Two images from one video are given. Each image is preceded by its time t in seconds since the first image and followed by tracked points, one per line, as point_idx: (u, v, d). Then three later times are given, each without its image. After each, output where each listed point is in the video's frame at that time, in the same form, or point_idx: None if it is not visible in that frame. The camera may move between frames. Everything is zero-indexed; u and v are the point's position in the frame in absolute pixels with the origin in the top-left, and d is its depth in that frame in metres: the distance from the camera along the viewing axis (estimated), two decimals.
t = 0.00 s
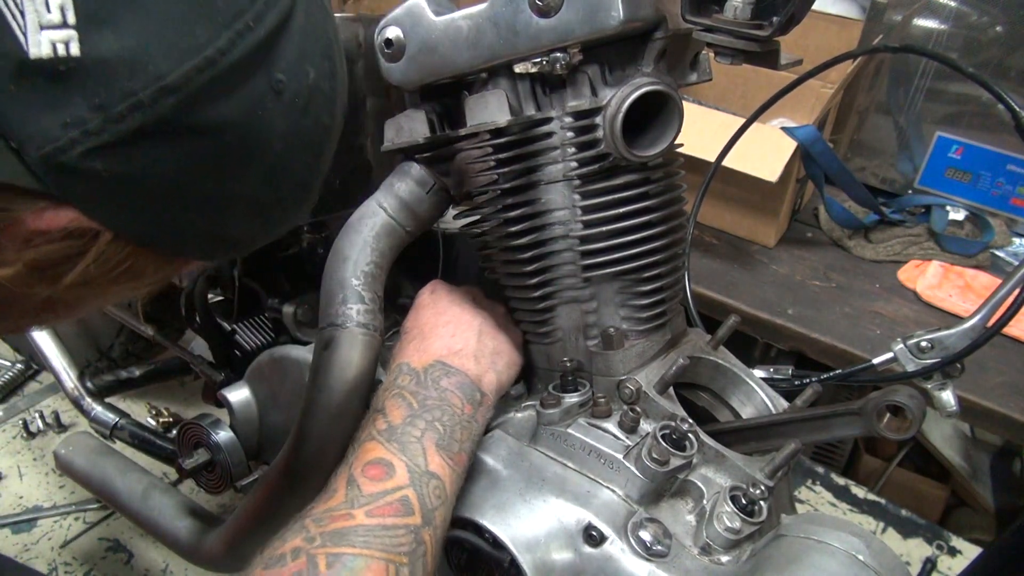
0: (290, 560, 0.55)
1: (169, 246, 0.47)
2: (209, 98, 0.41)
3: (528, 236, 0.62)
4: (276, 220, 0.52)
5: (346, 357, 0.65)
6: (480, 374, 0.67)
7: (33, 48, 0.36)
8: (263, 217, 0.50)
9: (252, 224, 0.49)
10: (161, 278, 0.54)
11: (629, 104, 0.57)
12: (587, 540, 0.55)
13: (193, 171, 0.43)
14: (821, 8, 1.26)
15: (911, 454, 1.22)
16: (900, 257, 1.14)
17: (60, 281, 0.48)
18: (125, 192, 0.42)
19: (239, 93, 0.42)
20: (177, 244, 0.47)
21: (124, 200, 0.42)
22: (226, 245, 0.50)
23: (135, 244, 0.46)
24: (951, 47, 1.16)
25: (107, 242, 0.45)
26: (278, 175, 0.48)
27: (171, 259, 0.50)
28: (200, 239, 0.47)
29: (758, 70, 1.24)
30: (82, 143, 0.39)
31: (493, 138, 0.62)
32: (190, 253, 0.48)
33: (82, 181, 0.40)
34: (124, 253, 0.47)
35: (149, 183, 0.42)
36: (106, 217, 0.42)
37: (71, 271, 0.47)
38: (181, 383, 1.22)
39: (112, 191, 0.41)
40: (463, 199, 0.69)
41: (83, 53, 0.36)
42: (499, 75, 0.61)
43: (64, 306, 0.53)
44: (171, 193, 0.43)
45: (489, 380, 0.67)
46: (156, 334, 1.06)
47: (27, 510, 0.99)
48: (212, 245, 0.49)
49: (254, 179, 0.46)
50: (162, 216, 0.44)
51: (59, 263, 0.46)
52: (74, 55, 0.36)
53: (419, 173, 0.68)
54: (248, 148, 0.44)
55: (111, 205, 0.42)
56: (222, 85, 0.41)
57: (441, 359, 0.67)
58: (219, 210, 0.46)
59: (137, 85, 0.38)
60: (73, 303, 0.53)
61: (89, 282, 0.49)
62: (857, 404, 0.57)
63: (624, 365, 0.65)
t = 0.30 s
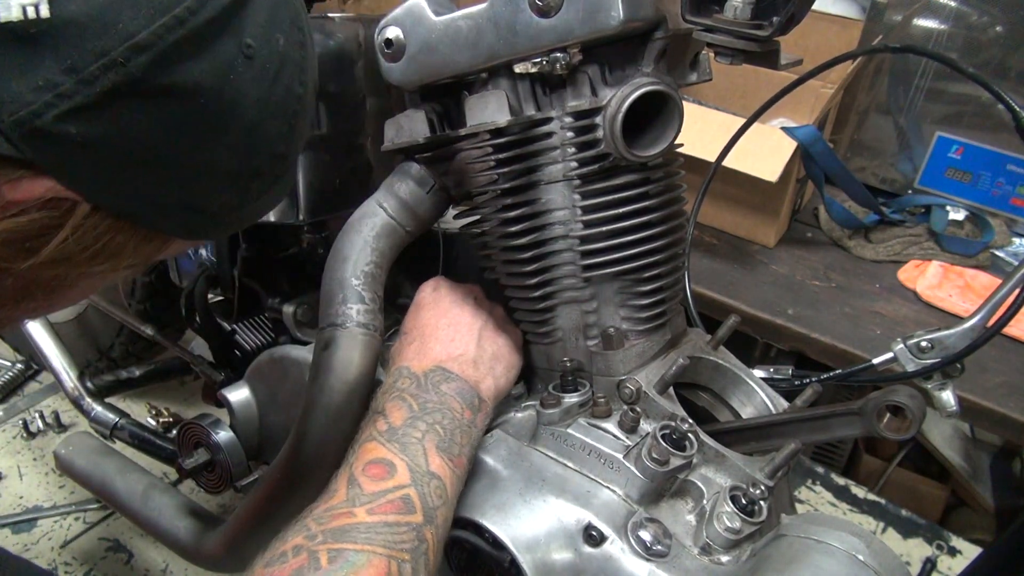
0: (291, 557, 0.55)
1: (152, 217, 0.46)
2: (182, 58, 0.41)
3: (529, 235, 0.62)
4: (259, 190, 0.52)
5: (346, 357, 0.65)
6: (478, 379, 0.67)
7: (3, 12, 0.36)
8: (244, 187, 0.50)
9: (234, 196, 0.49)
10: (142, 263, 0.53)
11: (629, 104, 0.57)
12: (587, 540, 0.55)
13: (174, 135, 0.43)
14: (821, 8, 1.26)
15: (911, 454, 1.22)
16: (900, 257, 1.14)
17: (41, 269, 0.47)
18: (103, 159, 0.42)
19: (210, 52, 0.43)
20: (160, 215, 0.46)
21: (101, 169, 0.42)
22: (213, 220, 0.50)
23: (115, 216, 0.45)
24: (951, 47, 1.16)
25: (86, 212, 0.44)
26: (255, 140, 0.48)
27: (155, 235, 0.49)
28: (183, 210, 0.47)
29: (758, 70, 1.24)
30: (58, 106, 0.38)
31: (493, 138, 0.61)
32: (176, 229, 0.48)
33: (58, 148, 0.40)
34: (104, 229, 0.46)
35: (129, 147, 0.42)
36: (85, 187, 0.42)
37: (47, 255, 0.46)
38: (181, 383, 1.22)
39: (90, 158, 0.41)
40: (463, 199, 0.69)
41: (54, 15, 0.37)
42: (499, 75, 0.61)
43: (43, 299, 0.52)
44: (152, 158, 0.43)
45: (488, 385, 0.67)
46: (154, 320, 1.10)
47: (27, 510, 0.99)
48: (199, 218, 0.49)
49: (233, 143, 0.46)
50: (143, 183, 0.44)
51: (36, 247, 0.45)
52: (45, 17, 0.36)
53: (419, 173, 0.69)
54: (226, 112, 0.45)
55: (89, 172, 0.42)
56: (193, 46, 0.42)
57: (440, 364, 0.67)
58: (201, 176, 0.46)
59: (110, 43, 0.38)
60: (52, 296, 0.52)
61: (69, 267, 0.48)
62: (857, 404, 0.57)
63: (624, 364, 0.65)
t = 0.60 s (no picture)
0: (292, 555, 0.55)
1: (153, 212, 0.46)
2: (187, 49, 0.41)
3: (529, 235, 0.62)
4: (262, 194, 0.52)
5: (346, 357, 0.65)
6: (479, 381, 0.67)
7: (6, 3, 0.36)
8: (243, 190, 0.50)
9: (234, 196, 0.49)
10: (143, 262, 0.53)
11: (629, 104, 0.57)
12: (587, 540, 0.55)
13: (177, 129, 0.43)
14: (821, 8, 1.26)
15: (911, 454, 1.22)
16: (900, 257, 1.14)
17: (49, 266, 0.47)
18: (106, 154, 0.42)
19: (215, 46, 0.43)
20: (164, 214, 0.46)
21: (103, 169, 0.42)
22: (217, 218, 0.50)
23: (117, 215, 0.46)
24: (951, 47, 1.16)
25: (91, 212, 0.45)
26: (262, 139, 0.48)
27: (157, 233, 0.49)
28: (189, 206, 0.47)
29: (758, 69, 1.24)
30: (60, 98, 0.39)
31: (493, 138, 0.62)
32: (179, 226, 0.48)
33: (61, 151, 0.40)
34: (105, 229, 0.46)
35: (136, 144, 0.42)
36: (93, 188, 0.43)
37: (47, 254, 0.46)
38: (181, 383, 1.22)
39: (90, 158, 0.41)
40: (463, 199, 0.69)
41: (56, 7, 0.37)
42: (499, 75, 0.61)
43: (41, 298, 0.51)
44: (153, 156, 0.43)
45: (489, 387, 0.68)
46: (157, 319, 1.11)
47: (27, 510, 0.99)
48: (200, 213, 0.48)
49: (235, 142, 0.47)
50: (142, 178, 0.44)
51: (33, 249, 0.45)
52: (47, 10, 0.37)
53: (419, 173, 0.69)
54: (230, 107, 0.45)
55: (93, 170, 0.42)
56: (198, 39, 0.42)
57: (443, 364, 0.67)
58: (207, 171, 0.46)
59: (113, 35, 0.39)
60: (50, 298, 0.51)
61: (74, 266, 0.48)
62: (858, 404, 0.57)
63: (624, 364, 0.65)
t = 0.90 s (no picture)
0: (288, 540, 0.54)
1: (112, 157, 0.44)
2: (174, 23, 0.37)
3: (529, 236, 0.62)
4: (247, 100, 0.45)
5: (346, 357, 0.65)
6: (483, 382, 0.67)
7: None
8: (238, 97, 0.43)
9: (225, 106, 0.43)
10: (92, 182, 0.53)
11: (629, 104, 0.57)
12: (587, 540, 0.56)
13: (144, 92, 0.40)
14: (821, 8, 1.26)
15: (911, 454, 1.22)
16: (899, 257, 1.14)
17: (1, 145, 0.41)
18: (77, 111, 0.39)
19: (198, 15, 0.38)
20: (143, 115, 0.40)
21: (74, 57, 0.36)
22: (210, 124, 0.43)
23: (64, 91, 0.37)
24: (951, 47, 1.16)
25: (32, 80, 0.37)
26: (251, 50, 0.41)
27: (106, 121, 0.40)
28: (175, 103, 0.40)
29: (758, 69, 1.24)
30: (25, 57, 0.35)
31: (493, 138, 0.62)
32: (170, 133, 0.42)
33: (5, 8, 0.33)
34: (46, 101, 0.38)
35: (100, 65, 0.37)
36: (51, 67, 0.36)
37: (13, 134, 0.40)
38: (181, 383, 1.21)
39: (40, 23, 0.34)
40: (463, 198, 0.69)
41: None
42: (499, 75, 0.61)
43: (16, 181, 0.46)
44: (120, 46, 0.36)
45: (493, 389, 0.67)
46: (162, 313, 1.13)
47: (27, 510, 0.99)
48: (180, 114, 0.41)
49: (220, 36, 0.39)
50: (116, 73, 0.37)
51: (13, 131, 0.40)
52: None
53: (419, 173, 0.69)
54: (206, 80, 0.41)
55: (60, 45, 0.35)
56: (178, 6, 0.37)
57: (448, 363, 0.67)
58: (170, 45, 0.37)
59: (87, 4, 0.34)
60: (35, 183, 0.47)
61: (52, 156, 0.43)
62: (857, 403, 0.57)
63: (624, 364, 0.64)
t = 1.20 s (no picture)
0: (301, 545, 0.54)
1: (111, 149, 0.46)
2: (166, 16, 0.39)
3: (529, 236, 0.62)
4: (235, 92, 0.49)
5: (346, 357, 0.65)
6: (486, 384, 0.67)
7: None
8: (224, 82, 0.46)
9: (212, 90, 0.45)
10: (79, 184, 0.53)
11: (629, 104, 0.57)
12: (587, 540, 0.56)
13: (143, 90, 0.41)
14: (821, 8, 1.26)
15: (911, 454, 1.22)
16: (900, 257, 1.14)
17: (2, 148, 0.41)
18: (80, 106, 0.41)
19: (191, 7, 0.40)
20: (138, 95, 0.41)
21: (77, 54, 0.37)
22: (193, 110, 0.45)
23: (72, 83, 0.39)
24: (951, 47, 1.16)
25: (37, 74, 0.38)
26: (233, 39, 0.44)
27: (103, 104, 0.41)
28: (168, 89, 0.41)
29: (758, 69, 1.24)
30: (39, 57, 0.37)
31: (493, 138, 0.62)
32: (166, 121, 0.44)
33: None
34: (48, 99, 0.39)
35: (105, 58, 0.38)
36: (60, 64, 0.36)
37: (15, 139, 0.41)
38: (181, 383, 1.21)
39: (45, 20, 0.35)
40: (463, 198, 0.69)
41: None
42: (499, 75, 0.61)
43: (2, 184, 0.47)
44: (121, 42, 0.38)
45: (496, 390, 0.67)
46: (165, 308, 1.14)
47: (27, 510, 0.99)
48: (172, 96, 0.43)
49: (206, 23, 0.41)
50: (120, 67, 0.39)
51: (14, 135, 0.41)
52: None
53: (419, 173, 0.69)
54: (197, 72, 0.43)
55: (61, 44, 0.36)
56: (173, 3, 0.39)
57: (452, 365, 0.67)
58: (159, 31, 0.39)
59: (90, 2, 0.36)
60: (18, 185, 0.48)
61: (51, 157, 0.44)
62: (857, 403, 0.57)
63: (624, 365, 0.64)
